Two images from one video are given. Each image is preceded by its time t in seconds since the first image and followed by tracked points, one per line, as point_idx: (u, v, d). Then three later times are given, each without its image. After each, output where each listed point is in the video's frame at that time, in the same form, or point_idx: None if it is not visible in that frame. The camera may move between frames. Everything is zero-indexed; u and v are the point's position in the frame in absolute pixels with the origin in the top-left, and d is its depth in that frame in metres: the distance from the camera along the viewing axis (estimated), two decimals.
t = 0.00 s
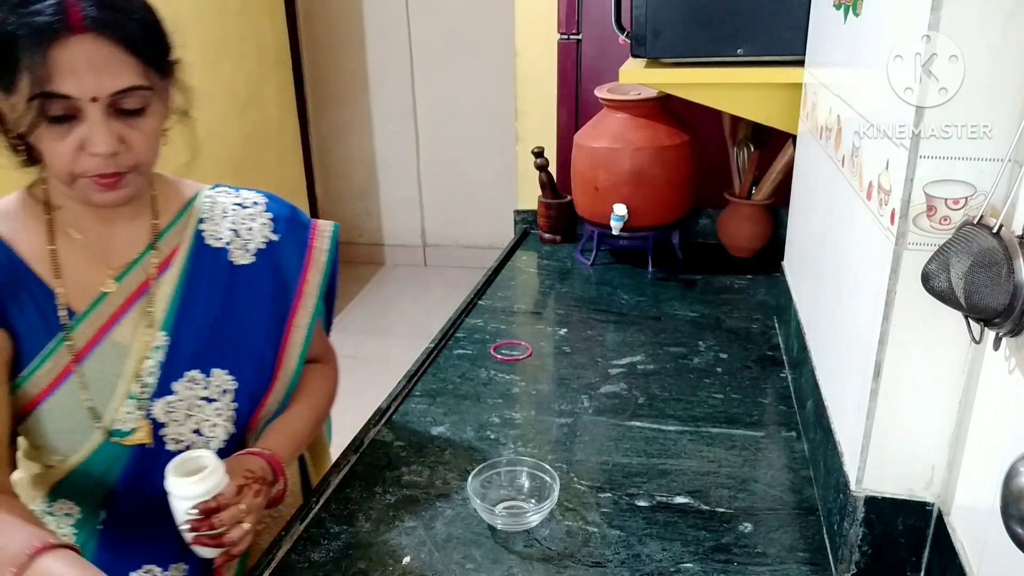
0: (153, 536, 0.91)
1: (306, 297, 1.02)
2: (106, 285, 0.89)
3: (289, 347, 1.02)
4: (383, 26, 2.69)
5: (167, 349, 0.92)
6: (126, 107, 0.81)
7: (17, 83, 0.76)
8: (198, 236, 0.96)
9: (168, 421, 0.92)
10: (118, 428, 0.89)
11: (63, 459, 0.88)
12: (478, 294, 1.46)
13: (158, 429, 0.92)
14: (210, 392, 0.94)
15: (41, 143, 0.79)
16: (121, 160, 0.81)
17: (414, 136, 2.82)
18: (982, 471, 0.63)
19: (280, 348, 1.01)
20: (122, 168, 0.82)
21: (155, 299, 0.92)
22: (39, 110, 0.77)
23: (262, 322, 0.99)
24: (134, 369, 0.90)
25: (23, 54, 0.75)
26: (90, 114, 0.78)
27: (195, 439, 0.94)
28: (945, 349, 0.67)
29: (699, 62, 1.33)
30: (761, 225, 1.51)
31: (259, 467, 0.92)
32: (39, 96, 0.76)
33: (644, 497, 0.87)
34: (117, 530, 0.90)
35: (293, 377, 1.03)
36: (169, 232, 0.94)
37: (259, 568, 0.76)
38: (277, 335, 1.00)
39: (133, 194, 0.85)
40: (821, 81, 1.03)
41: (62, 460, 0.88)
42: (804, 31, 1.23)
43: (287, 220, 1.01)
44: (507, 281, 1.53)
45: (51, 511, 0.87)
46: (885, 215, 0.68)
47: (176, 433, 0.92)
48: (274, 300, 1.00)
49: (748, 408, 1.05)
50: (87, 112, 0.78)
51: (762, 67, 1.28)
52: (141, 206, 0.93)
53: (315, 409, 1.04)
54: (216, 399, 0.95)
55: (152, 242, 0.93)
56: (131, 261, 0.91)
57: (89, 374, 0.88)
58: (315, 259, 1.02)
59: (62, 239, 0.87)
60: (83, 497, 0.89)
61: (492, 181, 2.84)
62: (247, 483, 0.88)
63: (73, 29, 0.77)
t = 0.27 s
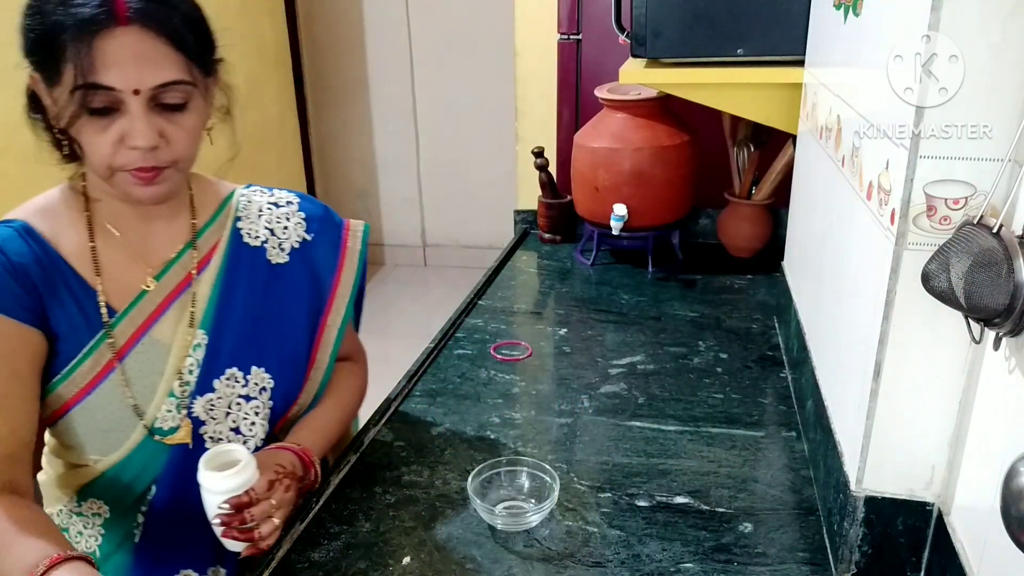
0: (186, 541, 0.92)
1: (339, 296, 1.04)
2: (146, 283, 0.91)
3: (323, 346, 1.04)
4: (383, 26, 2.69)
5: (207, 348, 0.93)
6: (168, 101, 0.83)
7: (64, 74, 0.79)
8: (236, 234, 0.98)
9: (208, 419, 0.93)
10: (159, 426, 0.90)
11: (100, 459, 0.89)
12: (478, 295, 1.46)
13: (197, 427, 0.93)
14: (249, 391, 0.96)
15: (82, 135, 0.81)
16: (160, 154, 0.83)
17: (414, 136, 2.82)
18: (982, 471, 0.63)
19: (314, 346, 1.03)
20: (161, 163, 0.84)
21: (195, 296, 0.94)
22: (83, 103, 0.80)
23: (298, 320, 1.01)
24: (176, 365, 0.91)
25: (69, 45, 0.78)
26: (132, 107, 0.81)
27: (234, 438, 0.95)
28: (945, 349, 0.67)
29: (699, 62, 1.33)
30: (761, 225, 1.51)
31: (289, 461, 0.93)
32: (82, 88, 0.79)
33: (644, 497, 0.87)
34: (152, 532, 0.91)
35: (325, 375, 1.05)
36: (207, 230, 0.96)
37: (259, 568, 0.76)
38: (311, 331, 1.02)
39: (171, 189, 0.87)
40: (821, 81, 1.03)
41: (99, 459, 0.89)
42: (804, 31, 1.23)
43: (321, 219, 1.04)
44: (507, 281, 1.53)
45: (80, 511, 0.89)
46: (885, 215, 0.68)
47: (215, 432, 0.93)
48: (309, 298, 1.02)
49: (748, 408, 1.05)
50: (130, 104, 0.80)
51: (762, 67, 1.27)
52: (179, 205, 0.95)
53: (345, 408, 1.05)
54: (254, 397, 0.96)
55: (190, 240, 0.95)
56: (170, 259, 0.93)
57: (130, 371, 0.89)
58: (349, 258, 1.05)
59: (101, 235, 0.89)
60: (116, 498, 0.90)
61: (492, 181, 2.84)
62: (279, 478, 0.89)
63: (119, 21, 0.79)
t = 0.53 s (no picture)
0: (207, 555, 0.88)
1: (338, 297, 1.04)
2: (151, 291, 0.87)
3: (323, 347, 1.04)
4: (383, 25, 2.68)
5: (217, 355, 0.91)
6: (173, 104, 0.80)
7: (65, 75, 0.76)
8: (236, 240, 0.96)
9: (221, 430, 0.92)
10: (174, 438, 0.88)
11: (112, 476, 0.86)
12: (478, 295, 1.46)
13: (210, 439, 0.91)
14: (259, 398, 0.95)
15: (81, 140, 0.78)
16: (160, 160, 0.79)
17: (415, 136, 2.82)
18: (982, 472, 0.63)
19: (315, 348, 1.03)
20: (162, 167, 0.80)
21: (201, 304, 0.92)
22: (82, 105, 0.76)
23: (303, 323, 1.00)
24: (188, 376, 0.89)
25: (71, 47, 0.75)
26: (135, 110, 0.78)
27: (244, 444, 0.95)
28: (945, 349, 0.67)
29: (699, 62, 1.33)
30: (761, 225, 1.51)
31: (299, 465, 0.91)
32: (83, 88, 0.76)
33: (644, 497, 0.87)
34: (167, 552, 0.85)
35: (326, 377, 1.05)
36: (207, 235, 0.94)
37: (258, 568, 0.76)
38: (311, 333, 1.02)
39: (172, 196, 0.84)
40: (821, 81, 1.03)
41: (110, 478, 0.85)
42: (804, 31, 1.23)
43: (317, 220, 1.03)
44: (507, 281, 1.53)
45: (85, 538, 0.82)
46: (885, 215, 0.68)
47: (228, 442, 0.93)
48: (311, 300, 1.01)
49: (748, 408, 1.05)
50: (132, 106, 0.77)
51: (761, 67, 1.28)
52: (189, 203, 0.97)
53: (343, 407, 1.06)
54: (265, 404, 0.96)
55: (192, 246, 0.93)
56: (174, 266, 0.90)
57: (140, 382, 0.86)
58: (346, 258, 1.04)
59: (100, 244, 0.85)
60: (126, 518, 0.85)
61: (492, 181, 2.84)
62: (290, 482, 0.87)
63: (125, 21, 0.76)
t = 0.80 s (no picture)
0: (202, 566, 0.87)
1: (305, 293, 1.01)
2: (127, 303, 0.84)
3: (293, 346, 1.01)
4: (383, 25, 2.68)
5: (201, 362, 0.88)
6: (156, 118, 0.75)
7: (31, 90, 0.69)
8: (202, 243, 0.92)
9: (211, 437, 0.88)
10: (167, 452, 0.85)
11: (105, 496, 0.82)
12: (477, 295, 1.46)
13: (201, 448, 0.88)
14: (245, 402, 0.91)
15: (55, 160, 0.71)
16: (144, 175, 0.74)
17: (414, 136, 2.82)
18: (982, 472, 0.63)
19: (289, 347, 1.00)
20: (146, 183, 0.76)
21: (176, 313, 0.88)
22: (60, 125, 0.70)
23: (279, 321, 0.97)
24: (174, 387, 0.86)
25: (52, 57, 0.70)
26: (121, 127, 0.72)
27: (233, 451, 0.92)
28: (945, 350, 0.67)
29: (699, 62, 1.33)
30: (761, 225, 1.51)
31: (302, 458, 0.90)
32: (61, 106, 0.69)
33: (643, 497, 0.87)
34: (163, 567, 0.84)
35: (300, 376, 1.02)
36: (172, 242, 0.90)
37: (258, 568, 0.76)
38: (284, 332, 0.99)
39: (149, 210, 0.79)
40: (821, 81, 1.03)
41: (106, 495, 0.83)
42: (804, 31, 1.23)
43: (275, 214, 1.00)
44: (507, 281, 1.53)
45: (76, 563, 0.81)
46: (885, 215, 0.68)
47: (218, 449, 0.90)
48: (282, 296, 0.98)
49: (748, 408, 1.05)
50: (118, 122, 0.72)
51: (761, 67, 1.28)
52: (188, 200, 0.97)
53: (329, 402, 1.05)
54: (250, 407, 0.92)
55: (159, 254, 0.89)
56: (143, 276, 0.86)
57: (127, 397, 0.83)
58: (307, 251, 1.02)
59: (69, 259, 0.80)
60: (119, 537, 0.82)
61: (491, 181, 2.84)
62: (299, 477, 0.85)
63: (107, 34, 0.70)
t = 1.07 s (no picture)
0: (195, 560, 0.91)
1: (284, 288, 1.03)
2: (114, 304, 0.85)
3: (276, 338, 1.03)
4: (383, 25, 2.68)
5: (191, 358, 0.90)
6: (159, 123, 0.78)
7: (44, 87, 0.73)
8: (182, 240, 0.94)
9: (205, 432, 0.91)
10: (164, 450, 0.87)
11: (104, 497, 0.84)
12: (478, 295, 1.46)
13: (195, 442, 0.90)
14: (235, 396, 0.94)
15: (69, 173, 0.72)
16: (153, 179, 0.78)
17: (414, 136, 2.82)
18: (982, 473, 0.63)
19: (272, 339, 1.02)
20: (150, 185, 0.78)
21: (162, 311, 0.89)
22: (74, 136, 0.71)
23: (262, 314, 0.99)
24: (166, 384, 0.87)
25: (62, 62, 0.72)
26: (135, 133, 0.75)
27: (226, 445, 0.94)
28: (945, 350, 0.67)
29: (699, 62, 1.33)
30: (761, 225, 1.51)
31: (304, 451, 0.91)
32: (76, 119, 0.70)
33: (643, 497, 0.87)
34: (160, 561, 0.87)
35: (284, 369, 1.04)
36: (154, 241, 0.91)
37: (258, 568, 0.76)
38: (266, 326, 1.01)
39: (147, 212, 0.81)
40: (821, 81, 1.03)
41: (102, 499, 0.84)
42: (804, 31, 1.23)
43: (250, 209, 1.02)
44: (507, 281, 1.53)
45: (74, 564, 0.82)
46: (885, 215, 0.68)
47: (211, 444, 0.92)
48: (263, 290, 1.00)
49: (748, 408, 1.05)
50: (132, 130, 0.74)
51: (761, 67, 1.28)
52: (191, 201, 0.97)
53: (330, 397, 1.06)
54: (240, 401, 0.95)
55: (141, 254, 0.89)
56: (127, 275, 0.87)
57: (120, 397, 0.84)
58: (283, 245, 1.04)
59: (53, 263, 0.81)
60: (115, 538, 0.85)
61: (491, 181, 2.84)
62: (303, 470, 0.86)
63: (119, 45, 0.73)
